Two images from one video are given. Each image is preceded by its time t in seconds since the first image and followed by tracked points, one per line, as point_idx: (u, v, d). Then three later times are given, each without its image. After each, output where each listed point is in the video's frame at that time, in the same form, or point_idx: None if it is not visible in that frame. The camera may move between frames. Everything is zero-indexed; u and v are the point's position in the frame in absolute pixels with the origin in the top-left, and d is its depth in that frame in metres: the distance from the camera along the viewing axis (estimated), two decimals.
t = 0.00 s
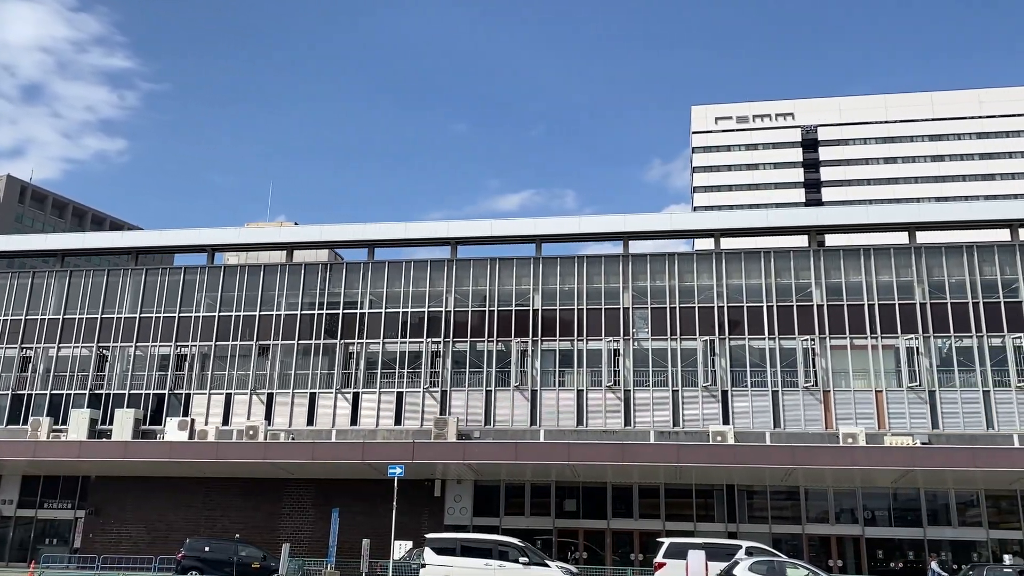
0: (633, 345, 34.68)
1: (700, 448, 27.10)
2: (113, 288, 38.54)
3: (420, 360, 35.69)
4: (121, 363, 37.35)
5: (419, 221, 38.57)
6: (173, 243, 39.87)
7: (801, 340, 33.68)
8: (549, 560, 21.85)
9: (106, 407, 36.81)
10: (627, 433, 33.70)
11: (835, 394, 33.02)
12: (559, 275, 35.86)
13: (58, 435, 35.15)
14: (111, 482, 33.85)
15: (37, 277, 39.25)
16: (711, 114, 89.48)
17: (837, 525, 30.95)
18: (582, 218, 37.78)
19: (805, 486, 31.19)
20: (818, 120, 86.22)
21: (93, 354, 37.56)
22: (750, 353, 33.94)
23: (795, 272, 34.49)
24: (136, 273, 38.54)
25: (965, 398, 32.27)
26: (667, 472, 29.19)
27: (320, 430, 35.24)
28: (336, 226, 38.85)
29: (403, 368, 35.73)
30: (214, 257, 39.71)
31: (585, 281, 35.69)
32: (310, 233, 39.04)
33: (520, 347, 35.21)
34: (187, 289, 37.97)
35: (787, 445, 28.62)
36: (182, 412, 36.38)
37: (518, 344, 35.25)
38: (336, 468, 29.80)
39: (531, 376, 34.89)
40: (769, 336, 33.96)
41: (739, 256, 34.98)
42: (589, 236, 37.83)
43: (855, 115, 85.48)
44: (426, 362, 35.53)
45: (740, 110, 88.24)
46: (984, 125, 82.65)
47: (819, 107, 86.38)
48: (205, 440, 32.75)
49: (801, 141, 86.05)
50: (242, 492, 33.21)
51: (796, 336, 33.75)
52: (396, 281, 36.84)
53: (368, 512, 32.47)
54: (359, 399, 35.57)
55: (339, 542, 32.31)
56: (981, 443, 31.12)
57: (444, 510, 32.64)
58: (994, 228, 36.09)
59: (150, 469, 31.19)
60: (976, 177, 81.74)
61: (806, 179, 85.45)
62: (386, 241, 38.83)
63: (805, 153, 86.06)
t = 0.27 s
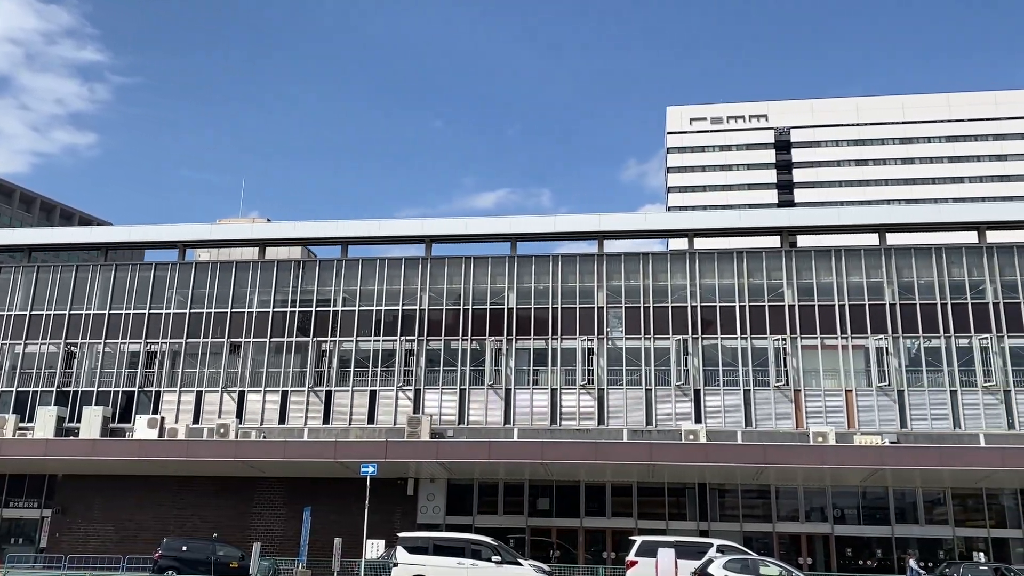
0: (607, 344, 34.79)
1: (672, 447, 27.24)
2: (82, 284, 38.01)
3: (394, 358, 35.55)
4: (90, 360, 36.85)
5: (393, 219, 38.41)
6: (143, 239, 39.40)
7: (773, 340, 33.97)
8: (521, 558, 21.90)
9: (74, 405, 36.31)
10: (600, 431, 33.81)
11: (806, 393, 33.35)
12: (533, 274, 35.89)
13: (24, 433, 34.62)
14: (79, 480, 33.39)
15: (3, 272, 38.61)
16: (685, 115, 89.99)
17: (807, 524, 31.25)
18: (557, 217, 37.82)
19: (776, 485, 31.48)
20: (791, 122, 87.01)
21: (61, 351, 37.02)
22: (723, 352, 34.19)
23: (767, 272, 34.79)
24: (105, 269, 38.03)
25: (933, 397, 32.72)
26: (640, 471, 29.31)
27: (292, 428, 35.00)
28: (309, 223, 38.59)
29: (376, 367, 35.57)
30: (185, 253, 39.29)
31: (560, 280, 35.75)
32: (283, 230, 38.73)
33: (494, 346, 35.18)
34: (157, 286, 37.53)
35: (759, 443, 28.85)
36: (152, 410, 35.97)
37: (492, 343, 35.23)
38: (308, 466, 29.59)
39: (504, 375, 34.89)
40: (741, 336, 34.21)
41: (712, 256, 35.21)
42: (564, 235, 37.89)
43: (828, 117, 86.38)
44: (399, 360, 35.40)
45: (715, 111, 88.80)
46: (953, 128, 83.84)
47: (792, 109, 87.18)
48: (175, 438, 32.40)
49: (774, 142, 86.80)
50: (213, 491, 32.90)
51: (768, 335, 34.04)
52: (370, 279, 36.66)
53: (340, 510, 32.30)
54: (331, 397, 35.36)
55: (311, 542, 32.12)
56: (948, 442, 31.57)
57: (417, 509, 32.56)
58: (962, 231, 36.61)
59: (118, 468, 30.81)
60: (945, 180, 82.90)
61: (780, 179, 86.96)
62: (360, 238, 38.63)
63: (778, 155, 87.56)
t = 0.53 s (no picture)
0: (581, 343, 34.91)
1: (645, 445, 27.38)
2: (50, 279, 37.45)
3: (367, 356, 35.41)
4: (57, 357, 36.33)
5: (367, 216, 38.24)
6: (113, 234, 38.90)
7: (744, 339, 34.26)
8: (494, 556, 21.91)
9: (41, 402, 35.79)
10: (573, 429, 33.92)
11: (776, 392, 33.67)
12: (508, 272, 35.91)
13: None
14: (46, 479, 32.92)
15: None
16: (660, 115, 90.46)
17: (777, 521, 31.58)
18: (531, 216, 37.86)
19: (746, 483, 31.77)
20: (764, 123, 87.77)
21: (28, 347, 36.46)
22: (695, 351, 34.43)
23: (739, 272, 35.08)
24: (74, 264, 37.52)
25: (900, 397, 33.18)
26: (612, 469, 29.44)
27: (263, 426, 34.75)
28: (282, 220, 38.32)
29: (349, 364, 35.41)
30: (156, 249, 38.85)
31: (534, 278, 35.80)
32: (255, 226, 38.42)
33: (468, 344, 35.16)
34: (127, 282, 37.07)
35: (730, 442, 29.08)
36: (121, 407, 35.54)
37: (466, 341, 35.21)
38: (279, 465, 29.39)
39: (478, 373, 34.88)
40: (714, 335, 34.48)
41: (685, 256, 35.43)
42: (538, 234, 37.94)
43: (800, 119, 87.23)
44: (372, 358, 35.27)
45: (689, 112, 89.36)
46: (923, 131, 84.99)
47: (766, 110, 87.94)
48: (145, 436, 32.04)
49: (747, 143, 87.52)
50: (182, 489, 32.58)
51: (740, 335, 34.34)
52: (343, 276, 36.48)
53: (312, 509, 32.14)
54: (304, 395, 35.16)
55: (282, 540, 31.92)
56: (916, 441, 32.00)
57: (389, 508, 32.48)
58: (930, 232, 37.12)
59: (86, 466, 30.40)
60: (915, 182, 84.03)
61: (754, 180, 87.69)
62: (333, 235, 38.42)
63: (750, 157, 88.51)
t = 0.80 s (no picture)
0: (555, 341, 34.99)
1: (617, 443, 27.51)
2: (16, 275, 36.87)
3: (340, 353, 35.23)
4: (24, 353, 35.77)
5: (341, 213, 38.04)
6: (81, 229, 38.38)
7: (716, 338, 34.53)
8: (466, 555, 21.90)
9: (6, 399, 35.22)
10: (547, 428, 33.99)
11: (747, 391, 33.98)
12: (482, 270, 35.90)
13: None
14: (11, 477, 32.41)
15: None
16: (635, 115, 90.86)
17: (747, 519, 31.87)
18: (506, 215, 37.87)
19: (718, 480, 32.03)
20: (738, 124, 88.47)
21: None
22: (668, 350, 34.65)
23: (712, 272, 35.34)
24: (41, 259, 36.96)
25: (869, 396, 33.62)
26: (585, 467, 29.54)
27: (234, 424, 34.45)
28: (255, 216, 38.02)
29: (322, 362, 35.21)
30: (126, 245, 38.38)
31: (509, 277, 35.82)
32: (227, 222, 38.07)
33: (442, 342, 35.11)
34: (96, 277, 36.59)
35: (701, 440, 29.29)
36: (89, 404, 35.08)
37: (440, 339, 35.15)
38: (250, 463, 29.16)
39: (452, 371, 34.85)
40: (686, 334, 34.71)
41: (659, 255, 35.62)
42: (512, 232, 37.96)
43: (773, 121, 88.04)
44: (345, 356, 35.10)
45: (664, 112, 89.86)
46: (894, 134, 86.10)
47: (739, 112, 88.66)
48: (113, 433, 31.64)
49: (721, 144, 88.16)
50: (151, 487, 32.23)
51: (712, 334, 34.60)
52: (316, 273, 36.27)
53: (283, 507, 31.93)
54: (275, 392, 34.92)
55: (253, 539, 31.69)
56: (884, 439, 32.40)
57: (361, 506, 32.35)
58: (900, 234, 37.62)
59: (52, 464, 29.98)
60: (886, 184, 85.10)
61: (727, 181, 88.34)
62: (307, 232, 38.18)
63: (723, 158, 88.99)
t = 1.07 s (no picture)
0: (529, 340, 35.04)
1: (590, 441, 27.60)
2: None
3: (312, 351, 35.02)
4: None
5: (314, 210, 37.80)
6: (49, 224, 37.79)
7: (689, 337, 34.76)
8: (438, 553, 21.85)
9: None
10: (520, 426, 34.03)
11: (718, 389, 34.25)
12: (456, 268, 35.85)
13: None
14: None
15: None
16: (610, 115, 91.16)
17: (718, 517, 32.14)
18: (480, 213, 37.84)
19: (689, 478, 32.26)
20: (712, 125, 89.08)
21: None
22: (641, 349, 34.83)
23: (685, 271, 35.57)
24: (7, 254, 36.35)
25: (838, 395, 34.02)
26: (557, 465, 29.60)
27: (204, 422, 34.12)
28: (226, 212, 37.66)
29: (294, 360, 34.97)
30: (94, 240, 37.84)
31: (483, 275, 35.81)
32: (198, 217, 37.68)
33: (416, 340, 35.02)
34: (63, 273, 36.05)
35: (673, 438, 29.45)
36: (56, 401, 34.57)
37: (413, 337, 35.06)
38: (221, 460, 28.90)
39: (425, 369, 34.78)
40: (659, 333, 34.91)
41: (632, 255, 35.77)
42: (486, 230, 37.93)
43: (747, 122, 88.75)
44: (317, 353, 34.89)
45: (639, 112, 90.26)
46: (864, 136, 87.16)
47: (713, 112, 89.28)
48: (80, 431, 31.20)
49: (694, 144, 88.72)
50: (119, 486, 31.83)
51: (684, 333, 34.82)
52: (288, 270, 36.01)
53: (253, 505, 31.69)
54: (246, 390, 34.63)
55: (223, 537, 31.42)
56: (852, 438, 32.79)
57: (333, 504, 32.20)
58: (869, 235, 38.09)
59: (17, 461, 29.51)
60: (856, 186, 86.13)
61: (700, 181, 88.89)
62: (279, 228, 37.89)
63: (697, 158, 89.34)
